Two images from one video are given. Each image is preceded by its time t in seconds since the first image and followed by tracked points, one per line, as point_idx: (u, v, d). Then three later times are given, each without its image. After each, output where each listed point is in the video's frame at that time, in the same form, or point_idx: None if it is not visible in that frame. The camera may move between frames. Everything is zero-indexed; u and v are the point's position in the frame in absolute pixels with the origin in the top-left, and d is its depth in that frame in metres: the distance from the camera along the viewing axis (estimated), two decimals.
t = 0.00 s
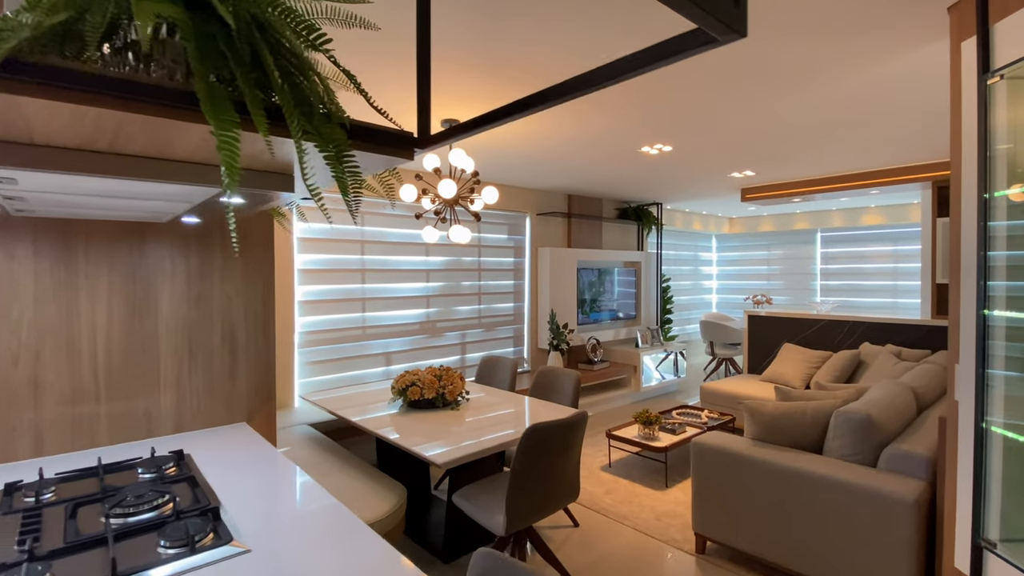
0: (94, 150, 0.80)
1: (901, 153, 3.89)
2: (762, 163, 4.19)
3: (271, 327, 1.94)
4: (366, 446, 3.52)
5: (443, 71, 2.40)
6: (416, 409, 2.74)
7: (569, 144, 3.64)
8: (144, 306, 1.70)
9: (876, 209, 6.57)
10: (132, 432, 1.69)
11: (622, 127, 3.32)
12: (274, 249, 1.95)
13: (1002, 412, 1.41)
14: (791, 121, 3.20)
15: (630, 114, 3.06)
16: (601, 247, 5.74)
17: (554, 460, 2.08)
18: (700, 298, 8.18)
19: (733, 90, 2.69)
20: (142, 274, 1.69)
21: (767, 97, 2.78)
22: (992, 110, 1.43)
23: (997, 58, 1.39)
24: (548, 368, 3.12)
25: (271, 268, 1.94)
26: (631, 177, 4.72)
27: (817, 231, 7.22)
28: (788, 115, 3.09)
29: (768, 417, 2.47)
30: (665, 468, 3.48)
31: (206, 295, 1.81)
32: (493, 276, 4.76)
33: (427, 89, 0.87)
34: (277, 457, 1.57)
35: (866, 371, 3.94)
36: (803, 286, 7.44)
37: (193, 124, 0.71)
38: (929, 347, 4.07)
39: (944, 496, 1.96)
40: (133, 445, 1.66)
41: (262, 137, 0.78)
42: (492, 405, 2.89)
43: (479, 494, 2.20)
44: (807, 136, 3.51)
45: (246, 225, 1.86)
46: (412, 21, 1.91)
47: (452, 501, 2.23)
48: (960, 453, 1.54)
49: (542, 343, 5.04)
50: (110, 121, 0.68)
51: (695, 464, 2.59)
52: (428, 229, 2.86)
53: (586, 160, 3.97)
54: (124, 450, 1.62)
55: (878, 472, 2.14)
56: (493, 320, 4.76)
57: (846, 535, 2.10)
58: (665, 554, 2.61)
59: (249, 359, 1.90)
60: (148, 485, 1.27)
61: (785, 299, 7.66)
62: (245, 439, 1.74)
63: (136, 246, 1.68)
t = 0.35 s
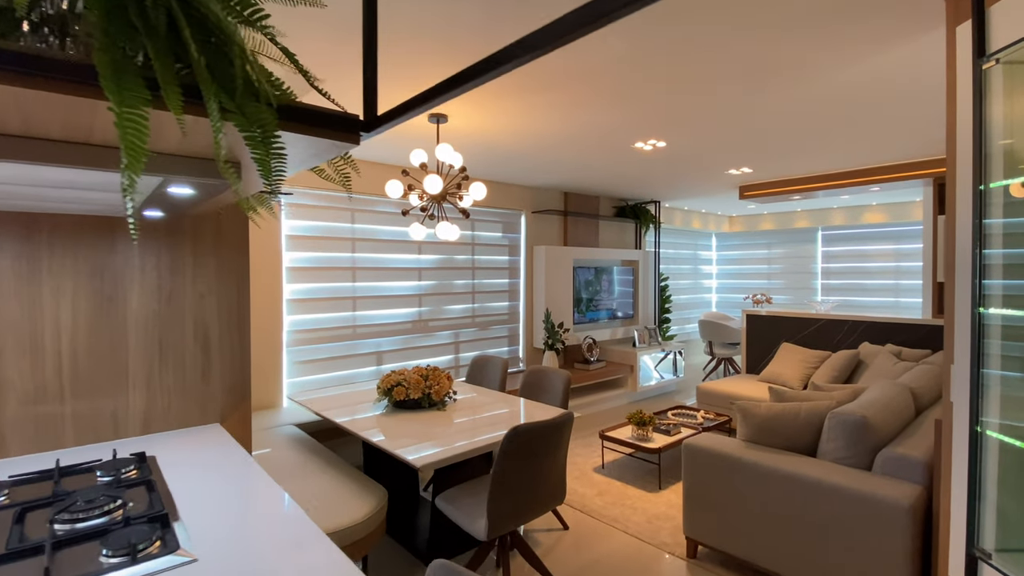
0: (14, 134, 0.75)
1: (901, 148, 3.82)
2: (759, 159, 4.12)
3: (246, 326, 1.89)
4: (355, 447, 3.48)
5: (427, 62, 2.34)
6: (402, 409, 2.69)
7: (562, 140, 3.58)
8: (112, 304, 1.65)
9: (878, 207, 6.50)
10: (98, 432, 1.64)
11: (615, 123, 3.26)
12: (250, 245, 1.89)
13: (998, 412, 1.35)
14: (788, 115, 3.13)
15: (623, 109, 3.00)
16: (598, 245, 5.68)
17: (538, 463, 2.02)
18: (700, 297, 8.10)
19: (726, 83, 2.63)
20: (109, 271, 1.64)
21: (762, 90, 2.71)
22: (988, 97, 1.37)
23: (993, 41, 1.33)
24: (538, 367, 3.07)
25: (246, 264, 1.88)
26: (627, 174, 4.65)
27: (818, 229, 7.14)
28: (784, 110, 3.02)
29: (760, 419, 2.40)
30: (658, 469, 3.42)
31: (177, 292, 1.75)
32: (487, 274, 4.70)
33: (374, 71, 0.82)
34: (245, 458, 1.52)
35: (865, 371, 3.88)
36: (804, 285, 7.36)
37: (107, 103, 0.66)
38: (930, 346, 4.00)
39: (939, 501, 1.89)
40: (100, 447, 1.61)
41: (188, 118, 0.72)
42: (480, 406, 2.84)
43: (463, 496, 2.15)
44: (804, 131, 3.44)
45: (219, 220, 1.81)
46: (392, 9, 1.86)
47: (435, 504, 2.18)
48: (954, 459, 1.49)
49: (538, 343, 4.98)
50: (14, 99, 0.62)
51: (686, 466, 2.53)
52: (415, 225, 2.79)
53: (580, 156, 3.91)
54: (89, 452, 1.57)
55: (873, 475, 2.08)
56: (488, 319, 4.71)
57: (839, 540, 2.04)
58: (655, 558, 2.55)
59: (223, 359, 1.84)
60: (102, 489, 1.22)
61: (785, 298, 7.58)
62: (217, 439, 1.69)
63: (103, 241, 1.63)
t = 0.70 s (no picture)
0: None
1: (901, 145, 3.75)
2: (757, 157, 4.05)
3: (220, 327, 1.83)
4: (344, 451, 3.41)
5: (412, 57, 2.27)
6: (388, 413, 2.63)
7: (555, 138, 3.51)
8: (77, 305, 1.59)
9: (879, 207, 6.43)
10: (63, 439, 1.58)
11: (608, 121, 3.19)
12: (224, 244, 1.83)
13: (999, 417, 1.29)
14: (786, 112, 3.05)
15: (616, 106, 2.93)
16: (594, 245, 5.62)
17: (524, 471, 1.95)
18: (699, 298, 8.03)
19: (721, 78, 2.56)
20: (75, 271, 1.58)
21: (758, 85, 2.64)
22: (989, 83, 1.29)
23: (995, 28, 1.27)
24: (529, 370, 3.00)
25: (221, 264, 1.82)
26: (623, 173, 4.58)
27: (818, 229, 7.06)
28: (782, 106, 2.94)
29: (756, 424, 2.33)
30: (653, 474, 3.35)
31: (147, 293, 1.69)
32: (482, 274, 4.64)
33: (318, 54, 0.75)
34: (210, 469, 1.45)
35: (865, 373, 3.80)
36: (804, 285, 7.28)
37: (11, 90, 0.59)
38: (931, 348, 3.92)
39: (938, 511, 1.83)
40: (64, 453, 1.55)
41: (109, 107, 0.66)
42: (468, 410, 2.77)
43: (448, 504, 2.09)
44: (803, 128, 3.37)
45: (192, 219, 1.75)
46: None
47: (419, 512, 2.11)
48: (955, 469, 1.42)
49: (533, 344, 4.91)
50: None
51: (679, 473, 2.46)
52: (402, 224, 2.72)
53: (574, 154, 3.85)
54: (52, 460, 1.50)
55: (871, 483, 2.01)
56: (482, 320, 4.64)
57: (835, 550, 1.97)
58: (647, 567, 2.48)
59: (196, 362, 1.78)
60: (53, 501, 1.16)
61: (785, 299, 7.50)
62: (187, 445, 1.63)
63: (67, 241, 1.56)
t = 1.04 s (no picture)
0: None
1: (905, 142, 3.68)
2: (759, 154, 3.98)
3: (201, 327, 1.77)
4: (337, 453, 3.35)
5: (401, 50, 2.21)
6: (379, 415, 2.57)
7: (552, 135, 3.45)
8: (51, 305, 1.53)
9: (883, 206, 6.35)
10: (36, 444, 1.52)
11: (606, 117, 3.12)
12: (205, 242, 1.78)
13: (1011, 420, 1.23)
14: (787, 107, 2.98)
15: (614, 101, 2.86)
16: (594, 244, 5.55)
17: (515, 477, 1.88)
18: (700, 297, 7.95)
19: (721, 73, 2.49)
20: (48, 269, 1.52)
21: (759, 80, 2.57)
22: (1000, 74, 1.26)
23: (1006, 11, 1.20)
24: (525, 371, 2.95)
25: (201, 263, 1.77)
26: (623, 171, 4.51)
27: (821, 228, 6.98)
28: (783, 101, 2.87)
29: (755, 427, 2.27)
30: (651, 477, 3.28)
31: (124, 293, 1.64)
32: (479, 273, 4.57)
33: (272, 34, 0.69)
34: (183, 476, 1.39)
35: (868, 375, 3.73)
36: (807, 285, 7.20)
37: None
38: (936, 349, 3.85)
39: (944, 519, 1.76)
40: (36, 459, 1.49)
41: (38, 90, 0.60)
42: (461, 411, 2.72)
43: (438, 510, 2.03)
44: (805, 124, 3.29)
45: (171, 215, 1.70)
46: None
47: (409, 518, 2.06)
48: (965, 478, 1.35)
49: (531, 344, 4.85)
50: None
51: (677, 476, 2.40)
52: (394, 222, 2.66)
53: (572, 150, 3.78)
54: (23, 466, 1.45)
55: (875, 490, 1.94)
56: (479, 320, 4.58)
57: (837, 559, 1.91)
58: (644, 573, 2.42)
59: (176, 363, 1.73)
60: (13, 511, 1.10)
61: (788, 299, 7.42)
62: (165, 450, 1.57)
63: (40, 239, 1.51)
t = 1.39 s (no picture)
0: None
1: (914, 139, 3.60)
2: (763, 151, 3.91)
3: (186, 328, 1.72)
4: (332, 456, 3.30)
5: (394, 45, 2.15)
6: (373, 418, 2.52)
7: (552, 132, 3.39)
8: (29, 305, 1.48)
9: (891, 205, 6.25)
10: (13, 448, 1.47)
11: (606, 114, 3.05)
12: (190, 240, 1.73)
13: None
14: (793, 103, 2.90)
15: (614, 98, 2.80)
16: (595, 243, 5.48)
17: (508, 483, 1.82)
18: (704, 298, 7.86)
19: (724, 68, 2.41)
20: (26, 267, 1.47)
21: (763, 75, 2.49)
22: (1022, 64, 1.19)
23: None
24: (523, 373, 2.88)
25: (185, 262, 1.72)
26: (625, 169, 4.45)
27: (827, 227, 6.89)
28: (789, 96, 2.79)
29: (759, 432, 2.20)
30: (652, 481, 3.21)
31: (105, 292, 1.59)
32: (479, 273, 4.51)
33: None
34: (160, 485, 1.34)
35: (875, 377, 3.65)
36: (812, 286, 7.11)
37: None
38: (945, 352, 3.76)
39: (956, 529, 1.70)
40: (12, 463, 1.44)
41: None
42: (457, 414, 2.67)
43: (431, 516, 1.97)
44: (811, 121, 3.21)
45: (154, 213, 1.65)
46: None
47: (401, 525, 2.00)
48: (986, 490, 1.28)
49: (532, 345, 4.79)
50: None
51: (678, 482, 2.34)
52: (389, 221, 2.60)
53: (573, 148, 3.72)
54: None
55: (883, 498, 1.87)
56: (479, 321, 4.52)
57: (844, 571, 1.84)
58: None
59: (159, 365, 1.68)
60: None
61: (793, 299, 7.32)
62: (145, 455, 1.52)
63: (18, 236, 1.46)
